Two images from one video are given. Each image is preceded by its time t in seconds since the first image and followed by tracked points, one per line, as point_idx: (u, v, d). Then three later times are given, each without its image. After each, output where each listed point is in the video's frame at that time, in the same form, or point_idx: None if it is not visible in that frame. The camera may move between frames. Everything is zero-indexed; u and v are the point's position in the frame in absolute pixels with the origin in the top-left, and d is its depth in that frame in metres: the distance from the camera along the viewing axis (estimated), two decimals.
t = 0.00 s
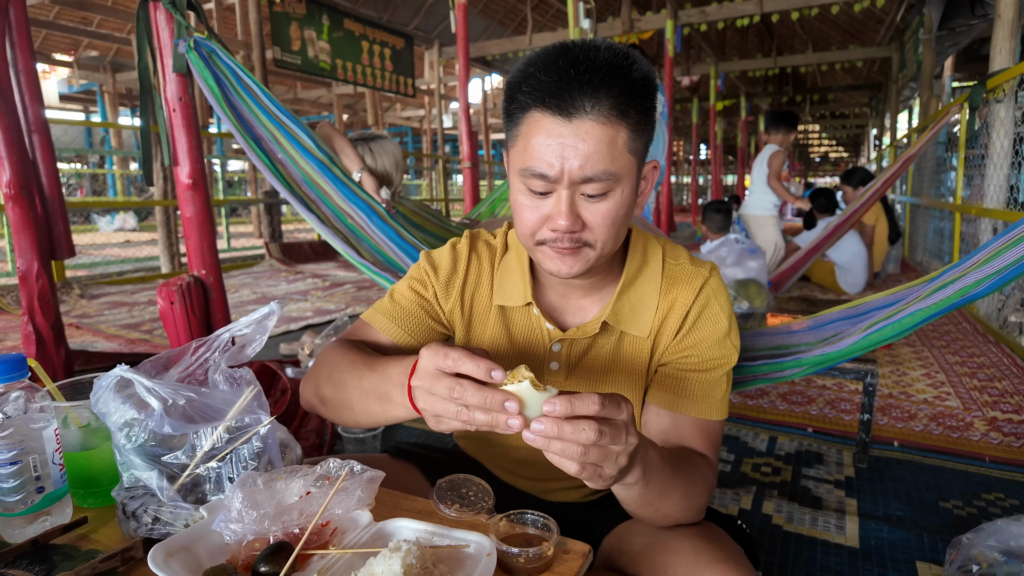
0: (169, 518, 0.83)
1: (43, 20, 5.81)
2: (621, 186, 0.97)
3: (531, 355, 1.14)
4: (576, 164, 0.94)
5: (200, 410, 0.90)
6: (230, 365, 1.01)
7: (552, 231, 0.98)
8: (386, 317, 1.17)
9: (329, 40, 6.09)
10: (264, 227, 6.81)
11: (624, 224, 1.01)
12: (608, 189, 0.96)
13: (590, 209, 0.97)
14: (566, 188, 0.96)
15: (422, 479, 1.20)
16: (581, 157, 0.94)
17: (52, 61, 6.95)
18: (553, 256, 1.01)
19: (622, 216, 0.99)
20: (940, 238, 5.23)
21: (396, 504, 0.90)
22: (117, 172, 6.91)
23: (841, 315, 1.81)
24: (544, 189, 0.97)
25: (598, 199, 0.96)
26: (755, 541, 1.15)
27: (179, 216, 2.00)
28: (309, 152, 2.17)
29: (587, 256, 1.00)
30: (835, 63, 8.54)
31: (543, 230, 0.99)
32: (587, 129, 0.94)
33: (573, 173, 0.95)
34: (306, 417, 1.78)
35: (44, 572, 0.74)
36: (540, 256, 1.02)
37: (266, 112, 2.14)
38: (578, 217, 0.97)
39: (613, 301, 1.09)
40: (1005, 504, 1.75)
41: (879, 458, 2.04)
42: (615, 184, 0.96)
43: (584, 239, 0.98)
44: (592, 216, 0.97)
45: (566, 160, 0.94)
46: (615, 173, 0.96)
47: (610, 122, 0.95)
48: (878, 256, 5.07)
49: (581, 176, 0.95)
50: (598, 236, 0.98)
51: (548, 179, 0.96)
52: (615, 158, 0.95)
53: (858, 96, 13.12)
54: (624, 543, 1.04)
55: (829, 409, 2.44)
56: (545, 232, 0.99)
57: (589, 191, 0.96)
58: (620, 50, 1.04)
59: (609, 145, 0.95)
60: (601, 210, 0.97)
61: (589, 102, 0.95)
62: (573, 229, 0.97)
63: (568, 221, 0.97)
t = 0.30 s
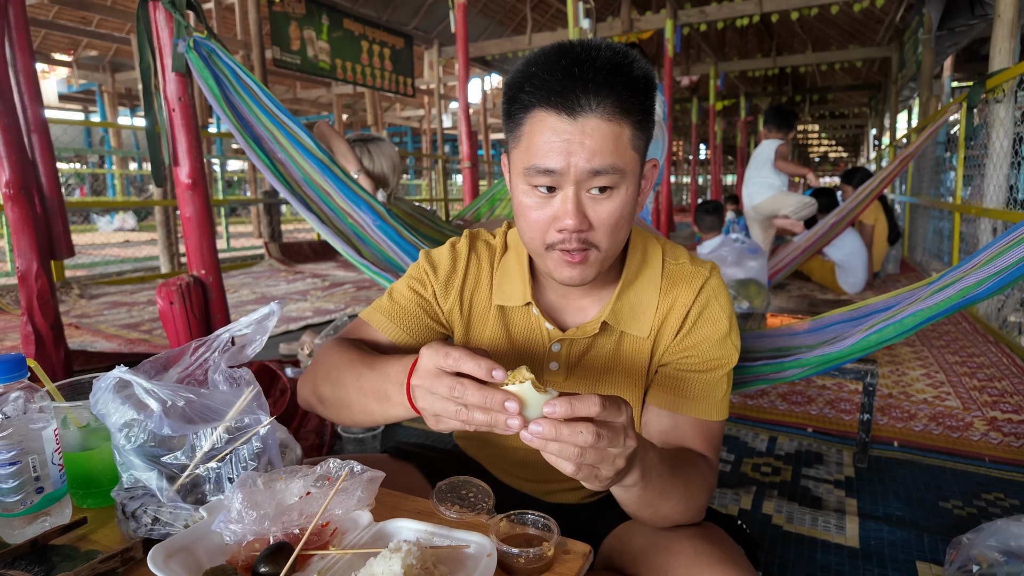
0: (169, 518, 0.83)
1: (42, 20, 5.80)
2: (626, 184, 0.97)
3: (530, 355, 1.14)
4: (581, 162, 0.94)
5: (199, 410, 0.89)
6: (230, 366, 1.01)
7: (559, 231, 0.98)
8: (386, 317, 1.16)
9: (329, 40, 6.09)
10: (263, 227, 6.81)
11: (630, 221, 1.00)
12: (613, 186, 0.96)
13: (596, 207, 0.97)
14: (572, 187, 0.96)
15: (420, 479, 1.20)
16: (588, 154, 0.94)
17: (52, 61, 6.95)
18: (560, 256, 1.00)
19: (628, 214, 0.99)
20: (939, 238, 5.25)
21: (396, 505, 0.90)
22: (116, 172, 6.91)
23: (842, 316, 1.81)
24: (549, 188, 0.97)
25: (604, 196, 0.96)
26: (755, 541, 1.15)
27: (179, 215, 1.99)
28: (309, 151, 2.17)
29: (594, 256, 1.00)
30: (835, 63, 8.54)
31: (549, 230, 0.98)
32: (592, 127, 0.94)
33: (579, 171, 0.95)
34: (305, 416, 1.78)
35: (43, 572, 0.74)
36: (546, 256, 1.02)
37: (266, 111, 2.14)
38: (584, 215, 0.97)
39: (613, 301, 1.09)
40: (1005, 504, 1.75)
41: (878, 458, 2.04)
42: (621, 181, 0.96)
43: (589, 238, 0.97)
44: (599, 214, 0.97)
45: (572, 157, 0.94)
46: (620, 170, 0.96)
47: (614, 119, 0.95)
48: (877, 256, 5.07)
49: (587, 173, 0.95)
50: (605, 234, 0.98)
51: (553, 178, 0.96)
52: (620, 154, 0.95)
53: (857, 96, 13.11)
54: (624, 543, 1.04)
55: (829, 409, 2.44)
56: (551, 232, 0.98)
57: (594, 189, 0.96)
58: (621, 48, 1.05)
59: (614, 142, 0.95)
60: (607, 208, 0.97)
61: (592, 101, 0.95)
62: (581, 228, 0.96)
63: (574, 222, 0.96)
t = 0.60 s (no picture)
0: (166, 517, 0.82)
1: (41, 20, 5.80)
2: (630, 177, 0.97)
3: (528, 353, 1.14)
4: (587, 155, 0.94)
5: (197, 410, 0.90)
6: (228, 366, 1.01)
7: (566, 227, 0.97)
8: (383, 314, 1.16)
9: (328, 40, 6.08)
10: (262, 227, 6.81)
11: (635, 214, 1.00)
12: (618, 179, 0.96)
13: (602, 202, 0.97)
14: (578, 181, 0.96)
15: (418, 477, 1.20)
16: (594, 147, 0.94)
17: (51, 60, 6.95)
18: (566, 251, 0.99)
19: (633, 209, 0.99)
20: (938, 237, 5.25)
21: (393, 504, 0.90)
22: (115, 171, 6.90)
23: (840, 315, 1.81)
24: (555, 183, 0.97)
25: (609, 189, 0.96)
26: (754, 539, 1.15)
27: (177, 215, 1.99)
28: (307, 151, 2.16)
29: (599, 251, 0.99)
30: (834, 63, 8.55)
31: (555, 225, 0.98)
32: (597, 120, 0.94)
33: (585, 165, 0.95)
34: (304, 416, 1.78)
35: (40, 571, 0.74)
36: (551, 252, 1.01)
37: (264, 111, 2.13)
38: (591, 208, 0.97)
39: (611, 300, 1.09)
40: (1004, 503, 1.75)
41: (878, 458, 2.04)
42: (626, 173, 0.96)
43: (596, 231, 0.97)
44: (605, 209, 0.97)
45: (578, 151, 0.94)
46: (625, 163, 0.96)
47: (617, 113, 0.95)
48: (877, 255, 5.06)
49: (593, 165, 0.95)
50: (611, 229, 0.98)
51: (559, 172, 0.96)
52: (625, 147, 0.96)
53: (857, 96, 13.12)
54: (623, 542, 1.04)
55: (828, 408, 2.44)
56: (558, 228, 0.98)
57: (601, 181, 0.96)
58: (619, 44, 1.05)
59: (618, 135, 0.95)
60: (613, 202, 0.97)
61: (596, 96, 0.95)
62: (588, 222, 0.96)
63: (582, 215, 0.96)
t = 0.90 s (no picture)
0: (165, 519, 0.82)
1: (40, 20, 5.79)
2: (634, 174, 0.98)
3: (527, 353, 1.14)
4: (594, 153, 0.94)
5: (195, 410, 0.89)
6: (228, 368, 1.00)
7: (574, 225, 0.97)
8: (382, 315, 1.16)
9: (327, 39, 6.07)
10: (262, 227, 6.80)
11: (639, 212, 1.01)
12: (625, 176, 0.97)
13: (609, 199, 0.97)
14: (585, 180, 0.96)
15: (417, 478, 1.20)
16: (602, 145, 0.94)
17: (50, 60, 6.94)
18: (574, 249, 0.99)
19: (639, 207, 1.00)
20: (938, 237, 5.25)
21: (391, 505, 0.90)
22: (115, 171, 6.90)
23: (839, 316, 1.81)
24: (561, 182, 0.97)
25: (616, 187, 0.97)
26: (753, 540, 1.15)
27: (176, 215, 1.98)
28: (306, 150, 2.17)
29: (607, 249, 0.99)
30: (833, 63, 8.55)
31: (562, 224, 0.98)
32: (604, 118, 0.95)
33: (592, 163, 0.95)
34: (303, 416, 1.78)
35: (38, 573, 0.74)
36: (558, 251, 1.00)
37: (263, 110, 2.12)
38: (598, 206, 0.97)
39: (610, 299, 1.09)
40: (1003, 504, 1.75)
41: (877, 458, 2.04)
42: (631, 170, 0.97)
43: (603, 229, 0.97)
44: (614, 208, 0.97)
45: (586, 150, 0.95)
46: (631, 160, 0.96)
47: (623, 111, 0.96)
48: (876, 255, 5.07)
49: (601, 164, 0.95)
50: (618, 226, 0.98)
51: (566, 171, 0.96)
52: (631, 145, 0.96)
53: (856, 96, 13.14)
54: (622, 543, 1.04)
55: (827, 408, 2.44)
56: (566, 227, 0.98)
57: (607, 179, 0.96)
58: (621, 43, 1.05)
59: (625, 132, 0.96)
60: (620, 200, 0.97)
61: (602, 93, 0.95)
62: (597, 220, 0.96)
63: (590, 213, 0.96)
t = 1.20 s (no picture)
0: (163, 518, 0.83)
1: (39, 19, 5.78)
2: (622, 173, 0.97)
3: (527, 352, 1.13)
4: (577, 152, 0.94)
5: (194, 409, 0.88)
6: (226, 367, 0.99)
7: (555, 222, 0.97)
8: (384, 318, 1.15)
9: (326, 39, 6.06)
10: (261, 226, 6.80)
11: (627, 211, 1.00)
12: (609, 177, 0.95)
13: (592, 197, 0.96)
14: (568, 177, 0.95)
15: (417, 478, 1.19)
16: (583, 145, 0.93)
17: (49, 60, 6.93)
18: (556, 246, 0.99)
19: (623, 206, 0.98)
20: (938, 237, 5.25)
21: (392, 504, 0.89)
22: (114, 170, 6.89)
23: (842, 317, 1.80)
24: (545, 180, 0.96)
25: (600, 186, 0.96)
26: (753, 539, 1.14)
27: (175, 214, 1.98)
28: (305, 149, 2.16)
29: (589, 249, 0.99)
30: (833, 62, 8.55)
31: (545, 221, 0.98)
32: (588, 116, 0.94)
33: (575, 161, 0.94)
34: (302, 416, 1.78)
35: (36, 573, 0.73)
36: (541, 247, 1.01)
37: (261, 109, 2.11)
38: (581, 206, 0.96)
39: (609, 298, 1.09)
40: (1003, 503, 1.74)
41: (877, 458, 2.03)
42: (616, 170, 0.96)
43: (586, 229, 0.97)
44: (595, 206, 0.96)
45: (567, 149, 0.94)
46: (616, 159, 0.95)
47: (609, 109, 0.95)
48: (876, 255, 5.07)
49: (583, 164, 0.94)
50: (601, 226, 0.97)
51: (549, 170, 0.95)
52: (615, 144, 0.95)
53: (855, 96, 13.14)
54: (623, 542, 1.03)
55: (827, 408, 2.44)
56: (548, 223, 0.97)
57: (591, 178, 0.95)
58: (613, 39, 1.05)
59: (609, 131, 0.95)
60: (603, 197, 0.96)
61: (586, 90, 0.95)
62: (577, 219, 0.96)
63: (571, 211, 0.95)
